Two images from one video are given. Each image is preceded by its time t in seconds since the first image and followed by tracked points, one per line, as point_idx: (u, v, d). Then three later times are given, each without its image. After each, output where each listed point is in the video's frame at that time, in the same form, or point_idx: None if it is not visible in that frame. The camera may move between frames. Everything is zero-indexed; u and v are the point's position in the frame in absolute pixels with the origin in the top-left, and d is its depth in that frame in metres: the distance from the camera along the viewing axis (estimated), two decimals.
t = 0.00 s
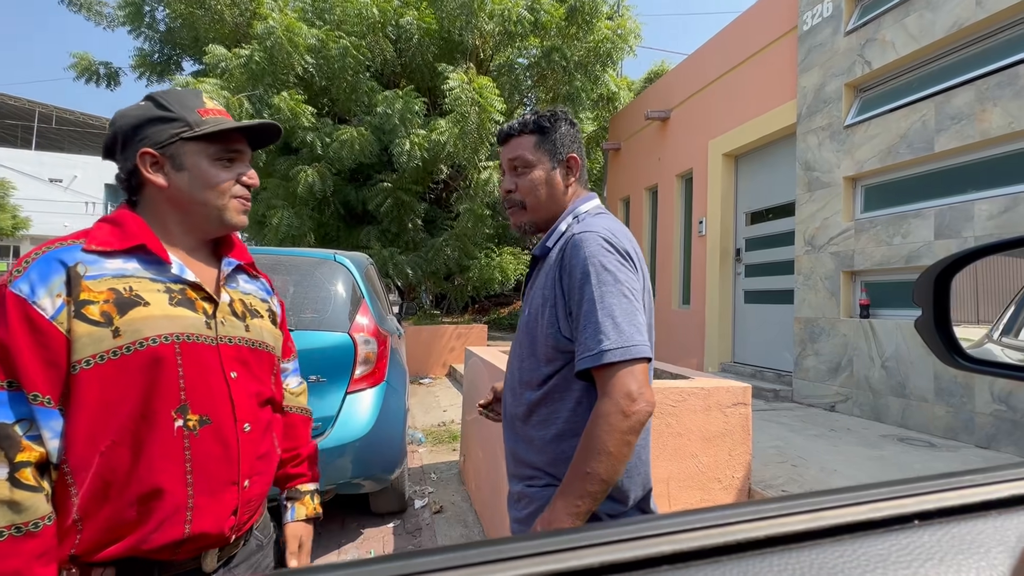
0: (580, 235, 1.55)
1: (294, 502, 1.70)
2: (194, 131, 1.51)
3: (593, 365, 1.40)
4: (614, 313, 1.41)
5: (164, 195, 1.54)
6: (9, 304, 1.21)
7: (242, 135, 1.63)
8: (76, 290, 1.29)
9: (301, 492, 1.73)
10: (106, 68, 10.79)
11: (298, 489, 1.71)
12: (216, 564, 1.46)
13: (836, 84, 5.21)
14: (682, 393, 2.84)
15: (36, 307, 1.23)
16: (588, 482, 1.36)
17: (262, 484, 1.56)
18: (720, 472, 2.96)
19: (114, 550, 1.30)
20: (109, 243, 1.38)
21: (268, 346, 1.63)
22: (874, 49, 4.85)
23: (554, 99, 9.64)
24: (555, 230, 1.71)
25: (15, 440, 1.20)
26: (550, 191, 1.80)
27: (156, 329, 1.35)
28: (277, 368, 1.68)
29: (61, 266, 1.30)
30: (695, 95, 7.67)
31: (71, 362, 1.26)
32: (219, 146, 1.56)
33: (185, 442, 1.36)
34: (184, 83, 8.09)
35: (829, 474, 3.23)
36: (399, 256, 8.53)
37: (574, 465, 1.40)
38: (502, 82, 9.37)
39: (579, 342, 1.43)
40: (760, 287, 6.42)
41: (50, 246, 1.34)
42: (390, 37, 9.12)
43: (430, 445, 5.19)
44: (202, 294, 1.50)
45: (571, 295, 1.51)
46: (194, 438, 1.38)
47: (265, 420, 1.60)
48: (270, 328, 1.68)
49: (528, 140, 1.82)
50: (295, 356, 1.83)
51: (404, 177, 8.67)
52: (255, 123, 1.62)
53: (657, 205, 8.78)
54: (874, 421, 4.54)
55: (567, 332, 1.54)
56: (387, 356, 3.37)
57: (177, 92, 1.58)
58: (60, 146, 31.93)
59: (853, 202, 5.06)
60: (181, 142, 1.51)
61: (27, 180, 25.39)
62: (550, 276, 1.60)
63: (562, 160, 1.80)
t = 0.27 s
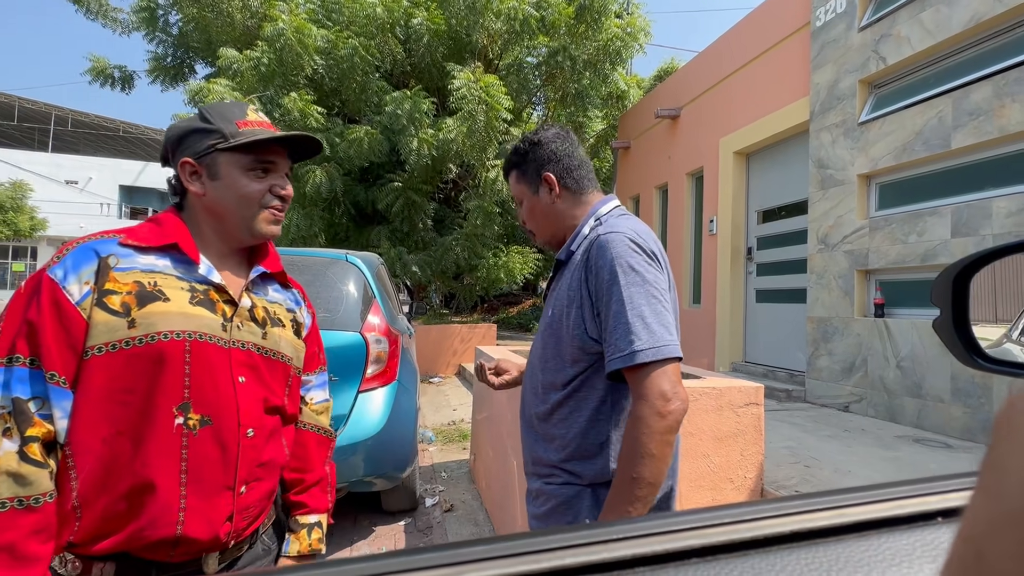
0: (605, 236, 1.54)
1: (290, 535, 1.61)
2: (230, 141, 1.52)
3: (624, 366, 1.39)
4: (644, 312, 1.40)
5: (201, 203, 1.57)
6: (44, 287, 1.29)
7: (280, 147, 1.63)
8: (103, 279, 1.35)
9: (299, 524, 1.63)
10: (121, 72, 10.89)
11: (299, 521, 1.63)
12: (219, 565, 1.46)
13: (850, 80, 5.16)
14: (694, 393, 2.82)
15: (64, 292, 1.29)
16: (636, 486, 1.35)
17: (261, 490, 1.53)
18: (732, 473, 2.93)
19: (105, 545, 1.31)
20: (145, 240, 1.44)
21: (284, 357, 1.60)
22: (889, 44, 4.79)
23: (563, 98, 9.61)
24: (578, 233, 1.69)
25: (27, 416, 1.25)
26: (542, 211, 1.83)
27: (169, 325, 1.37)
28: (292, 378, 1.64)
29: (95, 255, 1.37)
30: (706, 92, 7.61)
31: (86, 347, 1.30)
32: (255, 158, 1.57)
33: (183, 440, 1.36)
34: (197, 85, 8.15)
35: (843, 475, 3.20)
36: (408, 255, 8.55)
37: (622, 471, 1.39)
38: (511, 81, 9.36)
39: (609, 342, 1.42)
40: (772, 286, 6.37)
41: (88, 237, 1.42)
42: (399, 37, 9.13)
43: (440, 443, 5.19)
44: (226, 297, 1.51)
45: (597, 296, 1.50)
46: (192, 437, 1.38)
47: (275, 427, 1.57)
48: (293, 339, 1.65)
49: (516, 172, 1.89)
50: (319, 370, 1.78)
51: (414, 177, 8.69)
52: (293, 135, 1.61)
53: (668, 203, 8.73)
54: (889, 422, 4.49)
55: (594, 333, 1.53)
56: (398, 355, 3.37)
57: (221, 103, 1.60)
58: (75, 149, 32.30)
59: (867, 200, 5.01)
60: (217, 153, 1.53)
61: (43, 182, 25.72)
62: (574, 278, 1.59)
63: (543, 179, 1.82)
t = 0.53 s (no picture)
0: (613, 231, 1.53)
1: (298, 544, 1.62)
2: (263, 149, 1.53)
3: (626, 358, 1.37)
4: (649, 305, 1.39)
5: (228, 206, 1.57)
6: (67, 282, 1.28)
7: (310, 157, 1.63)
8: (125, 277, 1.35)
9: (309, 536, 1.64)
10: (131, 75, 10.94)
11: (306, 532, 1.63)
12: (226, 563, 1.46)
13: (859, 77, 5.11)
14: (701, 393, 2.81)
15: (88, 289, 1.29)
16: (631, 477, 1.33)
17: (268, 491, 1.53)
18: (740, 473, 2.91)
19: (119, 540, 1.31)
20: (169, 239, 1.45)
21: (295, 363, 1.59)
22: (899, 40, 4.74)
23: (569, 97, 9.59)
24: (588, 230, 1.68)
25: (42, 408, 1.24)
26: (587, 191, 1.78)
27: (184, 327, 1.36)
28: (302, 384, 1.63)
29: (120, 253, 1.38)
30: (713, 90, 7.56)
31: (102, 344, 1.30)
32: (284, 165, 1.56)
33: (193, 441, 1.36)
34: (205, 86, 8.19)
35: (852, 475, 3.17)
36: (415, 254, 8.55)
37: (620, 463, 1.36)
38: (517, 81, 9.34)
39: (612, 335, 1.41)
40: (780, 285, 6.33)
41: (112, 235, 1.42)
42: (404, 37, 9.13)
43: (446, 443, 5.19)
44: (242, 300, 1.51)
45: (604, 291, 1.49)
46: (202, 438, 1.38)
47: (283, 431, 1.57)
48: (304, 345, 1.64)
49: (566, 143, 1.79)
50: (329, 376, 1.78)
51: (419, 176, 8.69)
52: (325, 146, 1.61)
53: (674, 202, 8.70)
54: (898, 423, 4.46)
55: (599, 327, 1.52)
56: (405, 355, 3.36)
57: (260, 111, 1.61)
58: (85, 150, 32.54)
59: (877, 198, 4.96)
60: (249, 158, 1.53)
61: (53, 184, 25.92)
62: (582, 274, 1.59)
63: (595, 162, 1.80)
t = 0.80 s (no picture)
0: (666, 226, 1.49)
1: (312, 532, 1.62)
2: (262, 147, 1.53)
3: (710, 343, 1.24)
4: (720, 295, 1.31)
5: (229, 206, 1.57)
6: (91, 291, 1.27)
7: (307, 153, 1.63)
8: (148, 283, 1.34)
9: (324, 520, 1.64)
10: (138, 77, 10.99)
11: (319, 518, 1.63)
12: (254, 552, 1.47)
13: (864, 74, 5.08)
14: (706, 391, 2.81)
15: (112, 296, 1.28)
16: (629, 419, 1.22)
17: (293, 481, 1.55)
18: (745, 472, 2.90)
19: (158, 533, 1.32)
20: (182, 242, 1.43)
21: (310, 357, 1.61)
22: (905, 37, 4.71)
23: (573, 96, 9.60)
24: (626, 224, 1.63)
25: (83, 416, 1.24)
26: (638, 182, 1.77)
27: (209, 327, 1.37)
28: (316, 377, 1.64)
29: (139, 259, 1.36)
30: (717, 89, 7.54)
31: (133, 349, 1.30)
32: (284, 163, 1.57)
33: (225, 437, 1.37)
34: (210, 88, 8.23)
35: (858, 475, 3.15)
36: (419, 254, 8.56)
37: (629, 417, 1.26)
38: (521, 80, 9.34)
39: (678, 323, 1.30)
40: (785, 283, 6.31)
41: (131, 239, 1.41)
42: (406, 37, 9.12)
43: (451, 442, 5.20)
44: (256, 298, 1.51)
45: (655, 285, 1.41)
46: (234, 434, 1.39)
47: (304, 423, 1.59)
48: (314, 339, 1.66)
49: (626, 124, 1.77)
50: (337, 368, 1.80)
51: (424, 176, 8.70)
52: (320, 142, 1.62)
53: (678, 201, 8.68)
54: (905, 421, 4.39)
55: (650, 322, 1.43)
56: (410, 354, 3.37)
57: (254, 109, 1.62)
58: (92, 152, 32.73)
59: (882, 197, 4.93)
60: (249, 157, 1.53)
61: (60, 185, 26.08)
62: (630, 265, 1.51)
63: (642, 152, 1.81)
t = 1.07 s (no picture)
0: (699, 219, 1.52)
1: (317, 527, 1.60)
2: (249, 143, 1.53)
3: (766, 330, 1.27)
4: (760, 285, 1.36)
5: (223, 205, 1.57)
6: (106, 291, 1.26)
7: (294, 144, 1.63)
8: (160, 282, 1.35)
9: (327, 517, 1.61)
10: (140, 79, 11.02)
11: (324, 513, 1.60)
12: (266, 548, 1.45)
13: (867, 72, 5.08)
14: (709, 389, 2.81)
15: (129, 294, 1.28)
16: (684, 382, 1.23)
17: (305, 475, 1.56)
18: (749, 470, 2.90)
19: (176, 528, 1.31)
20: (187, 241, 1.44)
21: (314, 352, 1.63)
22: (907, 35, 4.70)
23: (574, 96, 9.60)
24: (646, 219, 1.63)
25: (117, 414, 1.24)
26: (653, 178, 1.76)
27: (222, 324, 1.38)
28: (321, 373, 1.66)
29: (150, 259, 1.36)
30: (719, 88, 7.54)
31: (151, 347, 1.30)
32: (274, 156, 1.57)
33: (243, 432, 1.37)
34: (212, 89, 8.26)
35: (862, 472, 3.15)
36: (422, 253, 8.57)
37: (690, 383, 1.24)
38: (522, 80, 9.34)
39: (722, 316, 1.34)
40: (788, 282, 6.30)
41: (137, 240, 1.40)
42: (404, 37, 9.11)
43: (454, 441, 5.21)
44: (261, 296, 1.52)
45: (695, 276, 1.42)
46: (251, 428, 1.39)
47: (314, 418, 1.61)
48: (316, 335, 1.68)
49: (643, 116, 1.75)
50: (336, 363, 1.80)
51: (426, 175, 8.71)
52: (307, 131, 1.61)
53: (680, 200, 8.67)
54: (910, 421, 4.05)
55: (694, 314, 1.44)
56: (413, 354, 3.38)
57: (238, 106, 1.61)
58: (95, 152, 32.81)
59: (886, 195, 4.96)
60: (237, 154, 1.53)
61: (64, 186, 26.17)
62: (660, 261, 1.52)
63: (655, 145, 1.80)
